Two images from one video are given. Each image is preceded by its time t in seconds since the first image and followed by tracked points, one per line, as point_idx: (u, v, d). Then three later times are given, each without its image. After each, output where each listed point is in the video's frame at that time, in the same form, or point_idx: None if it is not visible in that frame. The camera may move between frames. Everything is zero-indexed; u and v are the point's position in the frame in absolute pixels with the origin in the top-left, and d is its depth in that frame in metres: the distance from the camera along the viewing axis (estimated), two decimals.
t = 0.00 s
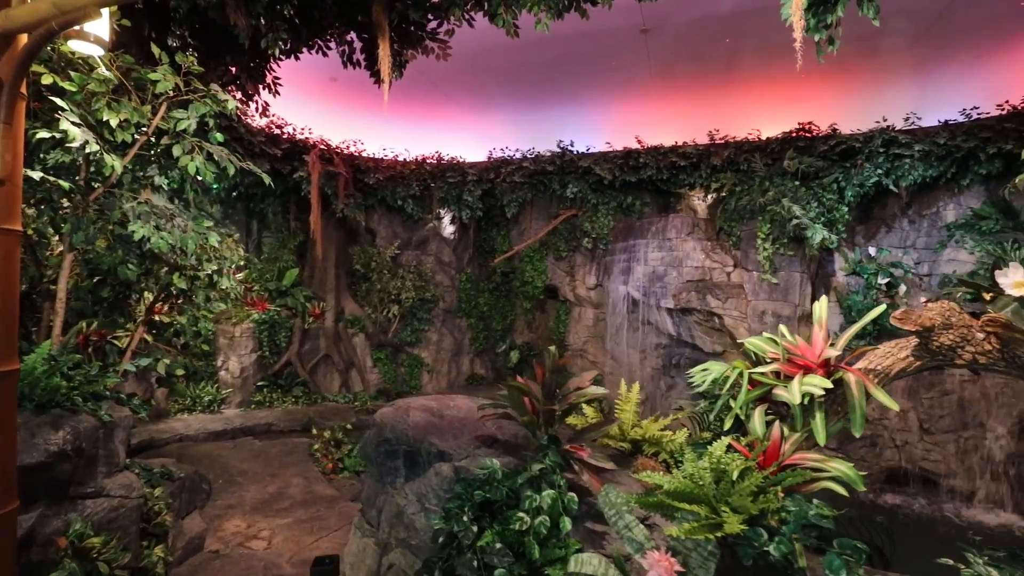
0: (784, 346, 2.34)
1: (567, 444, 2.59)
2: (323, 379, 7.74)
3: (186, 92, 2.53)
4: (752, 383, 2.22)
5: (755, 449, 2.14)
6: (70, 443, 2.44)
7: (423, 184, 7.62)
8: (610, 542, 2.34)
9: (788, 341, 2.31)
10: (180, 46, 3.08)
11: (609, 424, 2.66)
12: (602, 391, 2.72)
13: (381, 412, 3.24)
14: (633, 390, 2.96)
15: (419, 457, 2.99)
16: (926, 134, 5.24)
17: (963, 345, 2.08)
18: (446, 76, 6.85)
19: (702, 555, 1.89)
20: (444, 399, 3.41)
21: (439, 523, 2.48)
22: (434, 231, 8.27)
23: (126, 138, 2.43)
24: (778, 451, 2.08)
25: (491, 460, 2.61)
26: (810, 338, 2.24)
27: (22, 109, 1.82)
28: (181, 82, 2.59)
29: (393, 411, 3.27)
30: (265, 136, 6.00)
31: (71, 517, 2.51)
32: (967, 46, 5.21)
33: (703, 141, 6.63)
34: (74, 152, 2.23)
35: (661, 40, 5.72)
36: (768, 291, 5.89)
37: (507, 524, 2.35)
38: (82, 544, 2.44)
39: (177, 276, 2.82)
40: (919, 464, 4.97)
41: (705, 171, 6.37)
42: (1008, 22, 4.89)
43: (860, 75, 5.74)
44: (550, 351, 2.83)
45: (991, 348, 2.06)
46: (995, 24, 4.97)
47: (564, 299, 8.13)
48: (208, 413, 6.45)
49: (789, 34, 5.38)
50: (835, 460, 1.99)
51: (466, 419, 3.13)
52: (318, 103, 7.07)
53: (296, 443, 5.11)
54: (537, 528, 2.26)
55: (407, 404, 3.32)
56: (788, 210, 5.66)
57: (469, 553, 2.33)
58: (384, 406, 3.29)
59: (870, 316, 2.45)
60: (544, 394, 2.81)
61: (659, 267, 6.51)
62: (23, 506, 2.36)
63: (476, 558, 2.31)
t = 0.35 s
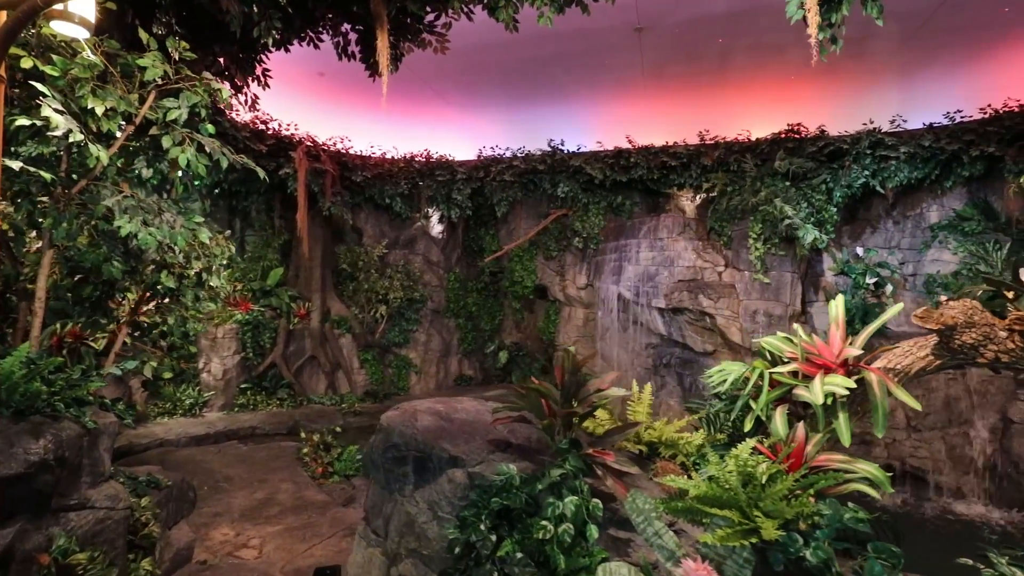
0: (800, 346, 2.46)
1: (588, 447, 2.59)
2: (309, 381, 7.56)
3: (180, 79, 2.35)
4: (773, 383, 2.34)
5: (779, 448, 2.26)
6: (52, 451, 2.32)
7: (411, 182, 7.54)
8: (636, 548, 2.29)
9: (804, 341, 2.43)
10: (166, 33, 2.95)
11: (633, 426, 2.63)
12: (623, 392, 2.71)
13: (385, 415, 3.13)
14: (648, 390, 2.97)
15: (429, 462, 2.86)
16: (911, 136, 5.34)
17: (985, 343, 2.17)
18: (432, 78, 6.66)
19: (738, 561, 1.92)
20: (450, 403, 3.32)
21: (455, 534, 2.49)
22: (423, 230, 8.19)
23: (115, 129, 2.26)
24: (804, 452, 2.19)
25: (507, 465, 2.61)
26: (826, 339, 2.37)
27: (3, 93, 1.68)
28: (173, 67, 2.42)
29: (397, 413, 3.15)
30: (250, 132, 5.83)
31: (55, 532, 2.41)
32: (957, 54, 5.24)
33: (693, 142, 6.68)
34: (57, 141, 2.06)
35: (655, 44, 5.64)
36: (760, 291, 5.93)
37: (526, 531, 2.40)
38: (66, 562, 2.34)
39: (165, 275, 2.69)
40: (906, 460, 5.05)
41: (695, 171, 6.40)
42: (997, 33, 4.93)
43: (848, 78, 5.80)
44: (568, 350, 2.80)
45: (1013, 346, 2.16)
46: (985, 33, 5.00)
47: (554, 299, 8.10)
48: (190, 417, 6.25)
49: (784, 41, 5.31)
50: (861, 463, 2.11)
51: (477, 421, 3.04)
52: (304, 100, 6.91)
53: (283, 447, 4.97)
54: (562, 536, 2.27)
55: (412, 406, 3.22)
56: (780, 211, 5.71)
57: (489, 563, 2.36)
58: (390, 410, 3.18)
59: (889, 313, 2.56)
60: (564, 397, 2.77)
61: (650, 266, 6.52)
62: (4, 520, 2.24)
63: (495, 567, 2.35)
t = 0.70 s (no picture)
0: (814, 345, 2.46)
1: (609, 452, 2.56)
2: (292, 383, 7.35)
3: (169, 64, 2.19)
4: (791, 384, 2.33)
5: (800, 449, 2.24)
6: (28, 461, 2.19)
7: (398, 181, 7.44)
8: (660, 556, 2.30)
9: (818, 341, 2.44)
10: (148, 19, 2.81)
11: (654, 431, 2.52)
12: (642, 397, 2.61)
13: (389, 419, 3.11)
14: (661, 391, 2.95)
15: (437, 470, 2.82)
16: (894, 139, 5.43)
17: (1003, 343, 2.07)
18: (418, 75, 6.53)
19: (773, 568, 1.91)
20: (455, 408, 3.25)
21: (471, 545, 2.45)
22: (409, 229, 8.08)
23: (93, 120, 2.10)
24: (825, 453, 2.17)
25: (523, 471, 2.58)
26: (841, 338, 2.37)
27: None
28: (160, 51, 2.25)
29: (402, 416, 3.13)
30: (232, 126, 5.66)
31: (30, 549, 2.30)
32: (942, 57, 5.31)
33: (682, 142, 6.70)
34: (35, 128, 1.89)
35: (647, 42, 5.62)
36: (750, 291, 5.95)
37: (547, 540, 2.36)
38: None
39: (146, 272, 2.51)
40: (892, 457, 5.14)
41: (684, 171, 6.42)
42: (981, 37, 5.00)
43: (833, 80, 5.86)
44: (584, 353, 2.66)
45: None
46: (968, 36, 5.08)
47: (542, 299, 8.06)
48: (168, 421, 6.03)
49: (774, 41, 5.33)
50: (885, 464, 2.11)
51: (486, 426, 3.03)
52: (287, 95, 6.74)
53: (268, 451, 4.82)
54: (585, 546, 2.23)
55: (417, 408, 3.21)
56: (770, 211, 5.76)
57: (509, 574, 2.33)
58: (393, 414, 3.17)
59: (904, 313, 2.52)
60: (578, 403, 2.67)
61: (640, 266, 6.52)
62: None
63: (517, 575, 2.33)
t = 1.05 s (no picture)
0: (828, 346, 2.40)
1: (632, 461, 2.46)
2: (274, 386, 7.14)
3: (156, 52, 2.03)
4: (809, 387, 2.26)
5: (821, 455, 2.18)
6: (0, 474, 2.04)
7: (384, 180, 7.34)
8: (688, 568, 2.22)
9: (832, 343, 2.38)
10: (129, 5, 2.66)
11: (681, 439, 2.42)
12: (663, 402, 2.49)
13: (394, 424, 3.29)
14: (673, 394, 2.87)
15: (448, 481, 2.88)
16: (877, 142, 5.53)
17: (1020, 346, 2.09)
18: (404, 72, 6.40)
19: None
20: (465, 416, 3.37)
21: (486, 559, 2.41)
22: (394, 228, 7.96)
23: (69, 108, 1.92)
24: (847, 458, 2.14)
25: (539, 480, 2.52)
26: (856, 341, 2.33)
27: None
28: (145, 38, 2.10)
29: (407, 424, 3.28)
30: (212, 121, 5.47)
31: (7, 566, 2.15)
32: (925, 62, 5.39)
33: (669, 143, 6.74)
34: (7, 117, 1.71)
35: (637, 43, 5.60)
36: (739, 291, 5.99)
37: (569, 553, 2.33)
38: None
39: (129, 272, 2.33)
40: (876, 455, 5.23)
41: (672, 171, 6.44)
42: (962, 43, 5.09)
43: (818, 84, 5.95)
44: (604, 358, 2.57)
45: None
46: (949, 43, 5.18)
47: (529, 299, 8.02)
48: (144, 426, 5.79)
49: (763, 44, 5.36)
50: (910, 470, 2.07)
51: (494, 434, 3.12)
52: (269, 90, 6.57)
53: (251, 457, 4.67)
54: (610, 560, 2.18)
55: (424, 415, 3.36)
56: (759, 212, 5.79)
57: None
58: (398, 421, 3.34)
59: (917, 315, 2.46)
60: (597, 409, 2.61)
61: (630, 266, 6.52)
62: None
63: None
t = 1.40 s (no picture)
0: (839, 349, 2.51)
1: (655, 468, 2.42)
2: (254, 389, 6.94)
3: (142, 39, 1.91)
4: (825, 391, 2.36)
5: (842, 459, 2.27)
6: None
7: (369, 178, 7.20)
8: None
9: (843, 346, 2.48)
10: None
11: (706, 445, 2.35)
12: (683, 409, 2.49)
13: (398, 432, 3.26)
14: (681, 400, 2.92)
15: (459, 491, 2.78)
16: (859, 146, 5.64)
17: None
18: (390, 68, 6.28)
19: None
20: (471, 422, 3.36)
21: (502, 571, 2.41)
22: (379, 228, 7.83)
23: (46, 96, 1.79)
24: (866, 461, 2.24)
25: (557, 491, 2.44)
26: (867, 343, 2.44)
27: None
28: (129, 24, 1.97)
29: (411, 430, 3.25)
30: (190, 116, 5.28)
31: None
32: (908, 68, 5.50)
33: (657, 144, 6.78)
34: None
35: (628, 43, 5.59)
36: (726, 292, 6.04)
37: (591, 566, 2.31)
38: None
39: (111, 272, 2.17)
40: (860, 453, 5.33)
41: (660, 173, 6.47)
42: (945, 50, 5.20)
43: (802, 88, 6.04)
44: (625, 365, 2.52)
45: None
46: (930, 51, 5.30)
47: (516, 299, 7.97)
48: (118, 432, 5.56)
49: (752, 47, 5.40)
50: (928, 473, 2.16)
51: (501, 439, 3.10)
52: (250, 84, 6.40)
53: (232, 462, 4.52)
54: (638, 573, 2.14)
55: (429, 421, 3.35)
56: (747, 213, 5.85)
57: None
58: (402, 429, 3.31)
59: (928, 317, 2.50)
60: (616, 415, 2.53)
61: (618, 267, 6.52)
62: None
63: None
